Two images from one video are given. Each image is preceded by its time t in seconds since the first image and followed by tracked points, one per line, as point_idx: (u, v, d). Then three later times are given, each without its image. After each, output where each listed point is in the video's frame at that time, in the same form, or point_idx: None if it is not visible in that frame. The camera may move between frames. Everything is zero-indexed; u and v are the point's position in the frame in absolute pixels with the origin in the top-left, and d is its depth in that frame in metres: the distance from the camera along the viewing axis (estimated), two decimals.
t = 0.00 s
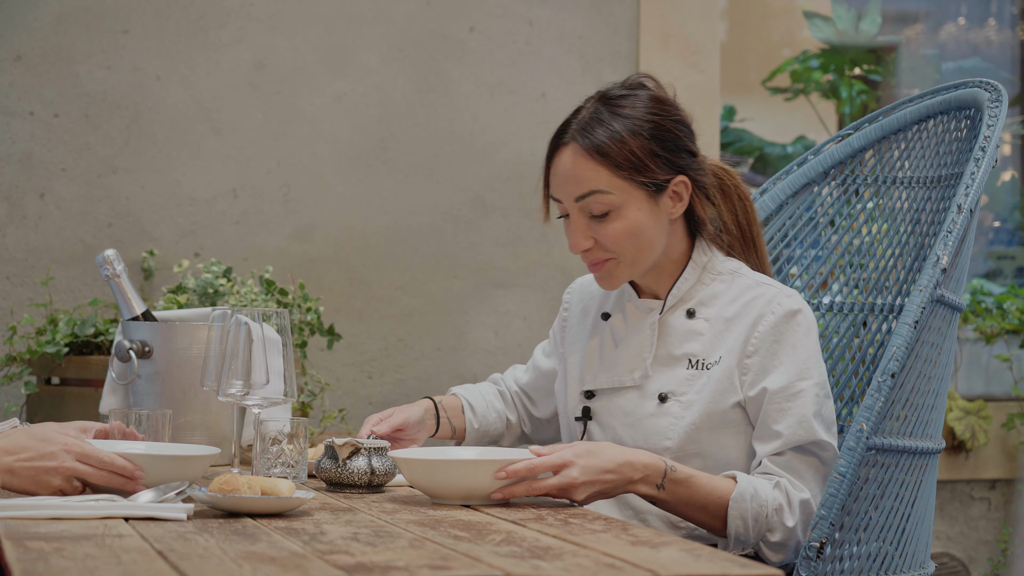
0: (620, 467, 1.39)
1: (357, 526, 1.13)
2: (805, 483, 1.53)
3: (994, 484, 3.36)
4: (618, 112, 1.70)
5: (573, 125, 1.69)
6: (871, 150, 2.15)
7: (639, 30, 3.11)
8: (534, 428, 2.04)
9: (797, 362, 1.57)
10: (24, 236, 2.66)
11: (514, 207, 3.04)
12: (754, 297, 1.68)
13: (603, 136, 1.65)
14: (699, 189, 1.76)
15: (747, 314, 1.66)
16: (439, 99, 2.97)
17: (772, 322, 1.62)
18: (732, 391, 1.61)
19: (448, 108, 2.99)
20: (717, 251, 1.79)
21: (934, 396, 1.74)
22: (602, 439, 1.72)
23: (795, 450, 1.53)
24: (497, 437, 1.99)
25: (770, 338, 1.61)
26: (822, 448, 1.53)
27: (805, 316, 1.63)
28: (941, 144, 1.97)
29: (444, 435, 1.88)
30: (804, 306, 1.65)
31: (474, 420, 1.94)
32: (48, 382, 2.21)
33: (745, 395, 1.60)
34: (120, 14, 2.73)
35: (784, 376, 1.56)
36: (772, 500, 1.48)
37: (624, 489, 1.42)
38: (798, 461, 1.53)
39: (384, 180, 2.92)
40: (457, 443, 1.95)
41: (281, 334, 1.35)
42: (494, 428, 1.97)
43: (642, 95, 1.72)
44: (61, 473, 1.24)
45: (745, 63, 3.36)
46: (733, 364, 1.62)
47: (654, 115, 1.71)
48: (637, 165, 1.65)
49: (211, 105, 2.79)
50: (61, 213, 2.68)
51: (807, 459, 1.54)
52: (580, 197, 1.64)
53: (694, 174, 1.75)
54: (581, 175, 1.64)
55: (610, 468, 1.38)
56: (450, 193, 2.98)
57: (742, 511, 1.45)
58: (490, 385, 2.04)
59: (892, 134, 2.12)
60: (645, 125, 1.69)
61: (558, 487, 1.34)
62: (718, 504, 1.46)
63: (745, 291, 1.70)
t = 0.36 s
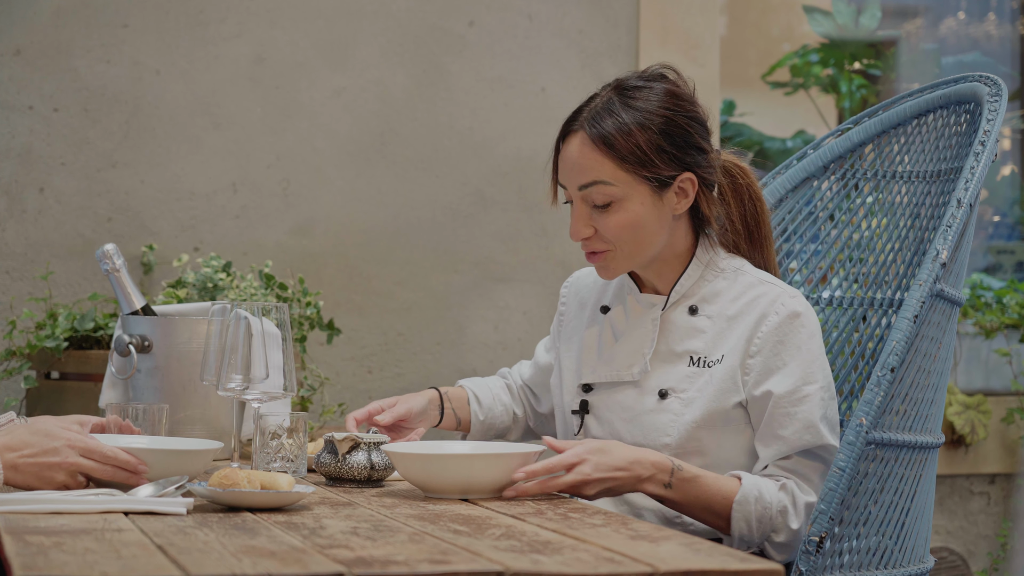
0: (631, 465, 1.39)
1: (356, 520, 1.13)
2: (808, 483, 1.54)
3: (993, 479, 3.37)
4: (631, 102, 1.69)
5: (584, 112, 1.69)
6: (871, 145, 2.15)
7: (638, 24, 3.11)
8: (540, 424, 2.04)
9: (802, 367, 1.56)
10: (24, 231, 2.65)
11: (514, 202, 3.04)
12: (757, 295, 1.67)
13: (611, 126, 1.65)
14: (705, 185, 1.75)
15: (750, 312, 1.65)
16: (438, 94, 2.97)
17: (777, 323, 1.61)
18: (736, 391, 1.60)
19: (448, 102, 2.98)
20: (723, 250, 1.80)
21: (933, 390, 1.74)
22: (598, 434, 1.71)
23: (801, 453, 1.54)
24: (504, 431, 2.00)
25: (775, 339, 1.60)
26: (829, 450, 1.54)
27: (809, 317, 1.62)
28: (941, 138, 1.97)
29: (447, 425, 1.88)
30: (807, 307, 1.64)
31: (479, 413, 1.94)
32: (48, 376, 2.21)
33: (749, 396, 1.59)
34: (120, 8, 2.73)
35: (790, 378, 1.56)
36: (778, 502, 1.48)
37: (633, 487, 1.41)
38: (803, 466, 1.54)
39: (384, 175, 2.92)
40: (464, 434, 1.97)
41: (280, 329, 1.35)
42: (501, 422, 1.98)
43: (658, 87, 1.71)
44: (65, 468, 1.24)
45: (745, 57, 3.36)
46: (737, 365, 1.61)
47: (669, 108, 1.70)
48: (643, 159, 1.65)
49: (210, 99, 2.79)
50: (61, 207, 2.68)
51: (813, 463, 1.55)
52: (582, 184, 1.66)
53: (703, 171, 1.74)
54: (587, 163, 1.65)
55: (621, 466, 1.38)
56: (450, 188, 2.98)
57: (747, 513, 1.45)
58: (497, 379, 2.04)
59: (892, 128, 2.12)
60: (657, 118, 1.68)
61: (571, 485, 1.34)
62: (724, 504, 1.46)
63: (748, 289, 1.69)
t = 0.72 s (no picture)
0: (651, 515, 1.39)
1: (357, 518, 1.13)
2: (813, 484, 1.56)
3: (994, 477, 3.37)
4: (607, 92, 1.73)
5: (561, 94, 1.75)
6: (871, 143, 2.15)
7: (639, 22, 3.11)
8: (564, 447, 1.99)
9: (783, 369, 1.55)
10: (24, 229, 2.65)
11: (514, 200, 3.04)
12: (730, 295, 1.65)
13: (578, 108, 1.70)
14: (668, 187, 1.74)
15: (725, 315, 1.63)
16: (439, 91, 2.97)
17: (754, 327, 1.59)
18: (716, 400, 1.58)
19: (448, 100, 2.98)
20: (692, 257, 1.76)
21: (933, 388, 1.74)
22: (577, 442, 1.67)
23: (800, 457, 1.56)
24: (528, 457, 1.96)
25: (752, 344, 1.58)
26: (826, 449, 1.54)
27: (784, 316, 1.60)
28: (941, 136, 1.97)
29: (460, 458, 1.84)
30: (779, 307, 1.62)
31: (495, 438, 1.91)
32: (48, 374, 2.21)
33: (729, 404, 1.58)
34: (120, 6, 2.73)
35: (772, 385, 1.55)
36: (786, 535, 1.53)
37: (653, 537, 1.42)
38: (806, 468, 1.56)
39: (384, 172, 2.92)
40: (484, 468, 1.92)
41: (281, 326, 1.35)
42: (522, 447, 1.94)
43: (637, 83, 1.73)
44: (79, 468, 1.23)
45: (746, 55, 3.36)
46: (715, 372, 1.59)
47: (642, 104, 1.71)
48: (600, 143, 1.68)
49: (211, 97, 2.79)
50: (61, 205, 2.67)
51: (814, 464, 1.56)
52: (542, 159, 1.71)
53: (666, 171, 1.73)
54: (550, 140, 1.71)
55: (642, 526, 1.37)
56: (450, 185, 2.98)
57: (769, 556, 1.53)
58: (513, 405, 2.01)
59: (892, 126, 2.11)
60: (625, 111, 1.70)
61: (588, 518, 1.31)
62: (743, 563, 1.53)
63: (719, 290, 1.67)
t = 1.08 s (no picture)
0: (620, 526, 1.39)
1: (357, 518, 1.13)
2: (777, 477, 1.50)
3: (994, 477, 3.37)
4: (596, 87, 1.74)
5: (551, 83, 1.77)
6: (871, 143, 2.15)
7: (639, 22, 3.11)
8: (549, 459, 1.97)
9: (747, 354, 1.52)
10: (24, 229, 2.65)
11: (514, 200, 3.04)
12: (698, 284, 1.63)
13: (564, 96, 1.72)
14: (638, 186, 1.74)
15: (692, 303, 1.61)
16: (439, 91, 2.97)
17: (721, 311, 1.57)
18: (688, 389, 1.56)
19: (449, 100, 2.98)
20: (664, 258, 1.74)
21: (933, 388, 1.74)
22: (558, 444, 1.64)
23: (759, 444, 1.51)
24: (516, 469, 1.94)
25: (721, 328, 1.56)
26: (787, 437, 1.49)
27: (748, 299, 1.58)
28: (941, 136, 1.97)
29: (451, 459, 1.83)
30: (746, 290, 1.59)
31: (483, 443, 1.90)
32: (49, 374, 2.21)
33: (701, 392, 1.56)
34: (120, 6, 2.73)
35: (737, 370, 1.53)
36: (747, 533, 1.48)
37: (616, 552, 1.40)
38: (765, 454, 1.50)
39: (384, 172, 2.92)
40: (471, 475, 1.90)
41: (281, 326, 1.35)
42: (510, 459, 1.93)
43: (625, 83, 1.75)
44: (78, 470, 1.23)
45: (747, 55, 3.36)
46: (686, 361, 1.57)
47: (628, 103, 1.73)
48: (578, 130, 1.69)
49: (211, 97, 2.79)
50: (61, 205, 2.67)
51: (774, 450, 1.50)
52: (518, 141, 1.72)
53: (639, 171, 1.74)
54: (532, 122, 1.72)
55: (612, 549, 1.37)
56: (450, 185, 2.97)
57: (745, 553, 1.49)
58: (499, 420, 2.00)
59: (892, 126, 2.11)
60: (609, 108, 1.72)
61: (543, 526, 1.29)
62: None
63: (688, 280, 1.65)
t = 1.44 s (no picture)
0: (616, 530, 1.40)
1: (359, 518, 1.13)
2: (772, 473, 1.49)
3: (996, 477, 3.37)
4: (572, 92, 1.74)
5: (527, 92, 1.77)
6: (872, 143, 2.15)
7: (641, 22, 3.11)
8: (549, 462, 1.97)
9: (739, 350, 1.51)
10: (26, 229, 2.65)
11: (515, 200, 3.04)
12: (691, 281, 1.63)
13: (541, 104, 1.72)
14: (625, 186, 1.74)
15: (686, 301, 1.61)
16: (440, 91, 2.97)
17: (714, 308, 1.57)
18: (684, 387, 1.56)
19: (450, 100, 2.98)
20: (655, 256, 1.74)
21: (934, 388, 1.73)
22: (558, 447, 1.64)
23: (754, 442, 1.50)
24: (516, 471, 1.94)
25: (715, 325, 1.56)
26: (781, 433, 1.48)
27: (740, 294, 1.57)
28: (943, 136, 1.97)
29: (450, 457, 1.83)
30: (738, 285, 1.59)
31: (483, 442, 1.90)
32: (51, 373, 2.21)
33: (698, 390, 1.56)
34: (122, 7, 2.73)
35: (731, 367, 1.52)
36: (744, 529, 1.48)
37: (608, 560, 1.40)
38: (760, 451, 1.50)
39: (385, 172, 2.92)
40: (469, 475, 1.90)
41: (282, 327, 1.36)
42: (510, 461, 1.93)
43: (603, 85, 1.74)
44: (80, 470, 1.23)
45: (748, 56, 3.36)
46: (680, 359, 1.57)
47: (607, 105, 1.73)
48: (559, 136, 1.69)
49: (212, 97, 2.79)
50: (62, 205, 2.67)
51: (768, 448, 1.49)
52: (502, 152, 1.71)
53: (624, 170, 1.73)
54: (512, 133, 1.71)
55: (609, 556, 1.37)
56: (451, 185, 2.98)
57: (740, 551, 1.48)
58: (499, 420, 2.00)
59: (893, 126, 2.11)
60: (589, 111, 1.71)
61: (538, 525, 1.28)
62: None
63: (682, 278, 1.65)
